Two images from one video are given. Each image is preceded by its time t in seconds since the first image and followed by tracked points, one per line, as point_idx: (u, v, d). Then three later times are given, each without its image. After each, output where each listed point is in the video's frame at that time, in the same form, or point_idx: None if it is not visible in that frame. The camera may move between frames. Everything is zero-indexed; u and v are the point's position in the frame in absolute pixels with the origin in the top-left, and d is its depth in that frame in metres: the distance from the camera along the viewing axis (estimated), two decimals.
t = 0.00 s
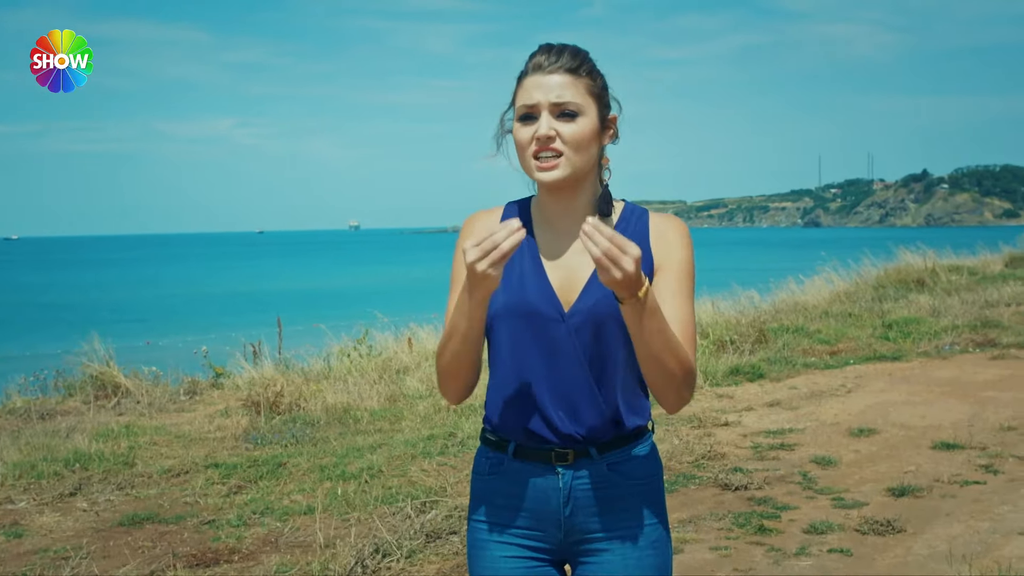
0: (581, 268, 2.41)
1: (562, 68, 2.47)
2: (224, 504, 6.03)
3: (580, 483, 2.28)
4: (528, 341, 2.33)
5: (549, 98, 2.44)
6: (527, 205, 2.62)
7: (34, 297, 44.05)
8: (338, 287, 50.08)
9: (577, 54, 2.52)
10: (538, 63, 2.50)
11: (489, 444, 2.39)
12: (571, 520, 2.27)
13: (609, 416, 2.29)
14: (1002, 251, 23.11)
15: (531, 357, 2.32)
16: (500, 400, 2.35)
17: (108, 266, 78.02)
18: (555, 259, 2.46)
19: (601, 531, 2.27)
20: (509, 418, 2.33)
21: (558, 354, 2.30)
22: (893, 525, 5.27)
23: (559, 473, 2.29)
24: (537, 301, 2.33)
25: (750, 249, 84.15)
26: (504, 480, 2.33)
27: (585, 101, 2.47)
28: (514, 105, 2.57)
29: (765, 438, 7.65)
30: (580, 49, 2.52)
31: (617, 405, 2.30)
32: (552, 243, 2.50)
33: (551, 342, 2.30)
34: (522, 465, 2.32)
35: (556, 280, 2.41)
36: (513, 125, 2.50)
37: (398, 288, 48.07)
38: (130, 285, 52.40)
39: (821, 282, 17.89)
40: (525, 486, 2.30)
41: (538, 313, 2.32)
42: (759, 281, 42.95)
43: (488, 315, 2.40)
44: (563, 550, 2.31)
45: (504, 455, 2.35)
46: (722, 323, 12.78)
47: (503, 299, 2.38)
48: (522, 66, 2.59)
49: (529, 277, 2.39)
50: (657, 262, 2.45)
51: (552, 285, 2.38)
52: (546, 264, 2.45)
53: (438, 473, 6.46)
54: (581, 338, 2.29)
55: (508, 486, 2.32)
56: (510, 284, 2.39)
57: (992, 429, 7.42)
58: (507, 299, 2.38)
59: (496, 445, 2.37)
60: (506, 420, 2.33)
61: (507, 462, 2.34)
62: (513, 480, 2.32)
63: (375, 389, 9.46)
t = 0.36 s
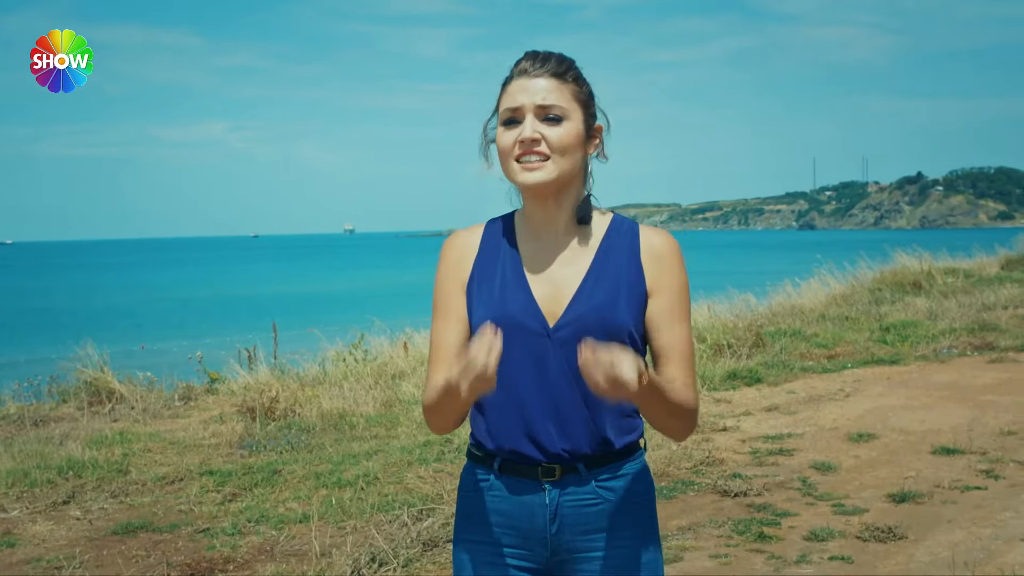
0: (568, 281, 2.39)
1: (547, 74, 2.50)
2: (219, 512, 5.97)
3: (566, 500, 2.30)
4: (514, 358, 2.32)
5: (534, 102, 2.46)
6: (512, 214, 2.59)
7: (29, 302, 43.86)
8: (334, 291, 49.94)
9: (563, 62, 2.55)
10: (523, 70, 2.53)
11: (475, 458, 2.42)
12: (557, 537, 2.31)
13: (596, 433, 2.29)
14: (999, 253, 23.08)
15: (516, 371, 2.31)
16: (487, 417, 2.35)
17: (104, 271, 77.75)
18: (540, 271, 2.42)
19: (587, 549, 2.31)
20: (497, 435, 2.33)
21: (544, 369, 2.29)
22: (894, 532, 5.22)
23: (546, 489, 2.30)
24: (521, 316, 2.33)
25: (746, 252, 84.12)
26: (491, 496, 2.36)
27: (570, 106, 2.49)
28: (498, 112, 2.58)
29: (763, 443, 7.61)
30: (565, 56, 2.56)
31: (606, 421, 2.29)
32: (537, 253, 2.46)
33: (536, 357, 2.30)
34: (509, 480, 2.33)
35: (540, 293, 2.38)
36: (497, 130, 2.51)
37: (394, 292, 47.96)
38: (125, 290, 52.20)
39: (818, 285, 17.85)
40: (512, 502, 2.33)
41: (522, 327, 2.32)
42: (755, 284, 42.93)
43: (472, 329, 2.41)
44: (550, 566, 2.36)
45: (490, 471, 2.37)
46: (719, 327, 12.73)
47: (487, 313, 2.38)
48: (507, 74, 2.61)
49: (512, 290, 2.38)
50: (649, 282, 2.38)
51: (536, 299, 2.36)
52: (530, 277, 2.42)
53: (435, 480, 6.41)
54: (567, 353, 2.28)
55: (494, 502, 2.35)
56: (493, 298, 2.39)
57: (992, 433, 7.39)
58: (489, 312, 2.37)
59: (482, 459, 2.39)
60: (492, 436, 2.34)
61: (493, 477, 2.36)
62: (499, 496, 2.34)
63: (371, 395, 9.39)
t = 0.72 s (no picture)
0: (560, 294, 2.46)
1: (537, 91, 2.47)
2: (216, 520, 5.94)
3: (558, 515, 2.30)
4: (507, 373, 2.33)
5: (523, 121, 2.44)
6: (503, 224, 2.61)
7: (27, 308, 43.77)
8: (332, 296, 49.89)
9: (557, 77, 2.52)
10: (514, 83, 2.50)
11: (464, 473, 2.39)
12: (550, 551, 2.31)
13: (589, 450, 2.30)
14: (998, 255, 23.04)
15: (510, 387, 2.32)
16: (479, 435, 2.33)
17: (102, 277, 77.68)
18: (535, 287, 2.48)
19: (578, 561, 2.32)
20: (488, 453, 2.31)
21: (539, 386, 2.30)
22: (896, 539, 5.19)
23: (538, 504, 2.30)
24: (515, 331, 2.35)
25: (745, 256, 84.10)
26: (481, 510, 2.34)
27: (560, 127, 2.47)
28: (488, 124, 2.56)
29: (763, 448, 7.57)
30: (560, 70, 2.51)
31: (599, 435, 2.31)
32: (527, 267, 2.51)
33: (531, 374, 2.31)
34: (500, 494, 2.32)
35: (534, 308, 2.44)
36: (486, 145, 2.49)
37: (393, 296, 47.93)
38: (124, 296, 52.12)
39: (816, 289, 17.83)
40: (504, 517, 2.31)
41: (516, 342, 2.34)
42: (754, 287, 42.92)
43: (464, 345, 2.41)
44: None
45: (479, 485, 2.35)
46: (718, 331, 12.70)
47: (481, 328, 2.39)
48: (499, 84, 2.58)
49: (506, 304, 2.40)
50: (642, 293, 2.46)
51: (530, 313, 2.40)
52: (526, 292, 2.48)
53: (434, 486, 6.37)
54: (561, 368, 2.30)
55: (484, 517, 2.33)
56: (486, 314, 2.40)
57: (992, 438, 7.36)
58: (483, 328, 2.38)
59: (471, 473, 2.38)
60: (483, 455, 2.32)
61: (483, 491, 2.34)
62: (489, 512, 2.33)
63: (369, 401, 9.35)
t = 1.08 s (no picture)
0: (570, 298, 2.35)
1: (535, 86, 2.44)
2: (221, 522, 5.92)
3: (558, 523, 2.27)
4: (510, 377, 2.30)
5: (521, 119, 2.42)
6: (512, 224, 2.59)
7: (36, 309, 43.90)
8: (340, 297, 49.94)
9: (557, 69, 2.47)
10: (512, 80, 2.47)
11: (466, 478, 2.38)
12: (549, 559, 2.30)
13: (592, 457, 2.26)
14: (1007, 255, 22.91)
15: (512, 390, 2.30)
16: (481, 439, 2.32)
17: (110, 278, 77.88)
18: (539, 287, 2.40)
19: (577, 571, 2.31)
20: (489, 457, 2.30)
21: (542, 391, 2.27)
22: (905, 541, 5.14)
23: (537, 513, 2.28)
24: (519, 333, 2.31)
25: (752, 255, 83.85)
26: (480, 516, 2.33)
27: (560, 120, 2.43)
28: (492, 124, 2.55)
29: (772, 450, 7.53)
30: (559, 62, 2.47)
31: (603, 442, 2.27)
32: (533, 264, 2.46)
33: (535, 378, 2.28)
34: (500, 500, 2.31)
35: (539, 309, 2.36)
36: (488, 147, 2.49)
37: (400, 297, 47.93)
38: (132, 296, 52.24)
39: (825, 289, 17.75)
40: (502, 524, 2.30)
41: (520, 344, 2.30)
42: (761, 288, 42.80)
43: (469, 345, 2.39)
44: None
45: (480, 490, 2.34)
46: (726, 331, 12.65)
47: (486, 329, 2.36)
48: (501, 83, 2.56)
49: (512, 305, 2.36)
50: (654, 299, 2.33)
51: (535, 314, 2.34)
52: (528, 291, 2.40)
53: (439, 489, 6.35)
54: (566, 371, 2.26)
55: (484, 523, 2.32)
56: (491, 314, 2.37)
57: (1003, 440, 7.29)
58: (486, 328, 2.36)
59: (472, 478, 2.36)
60: (484, 458, 2.31)
61: (483, 497, 2.33)
62: (488, 517, 2.32)
63: (375, 402, 9.33)
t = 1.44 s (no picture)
0: (580, 294, 2.31)
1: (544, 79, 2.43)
2: (232, 525, 5.92)
3: (577, 531, 2.23)
4: (523, 379, 2.27)
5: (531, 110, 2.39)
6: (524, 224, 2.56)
7: (53, 310, 44.24)
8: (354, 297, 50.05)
9: (563, 63, 2.47)
10: (520, 75, 2.47)
11: (486, 482, 2.37)
12: (567, 567, 2.26)
13: (609, 458, 2.21)
14: None
15: (524, 392, 2.27)
16: (497, 442, 2.30)
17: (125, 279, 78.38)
18: (550, 287, 2.36)
19: None
20: (505, 460, 2.28)
21: (554, 391, 2.23)
22: (920, 544, 5.08)
23: (555, 520, 2.25)
24: (529, 333, 2.28)
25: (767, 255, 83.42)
26: (499, 521, 2.31)
27: (570, 110, 2.41)
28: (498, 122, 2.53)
29: (786, 451, 7.46)
30: (565, 57, 2.47)
31: (618, 443, 2.22)
32: (544, 261, 2.43)
33: (547, 379, 2.24)
34: (519, 506, 2.28)
35: (550, 311, 2.32)
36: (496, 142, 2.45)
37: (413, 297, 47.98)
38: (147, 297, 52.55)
39: (840, 288, 17.64)
40: (521, 530, 2.27)
41: (530, 344, 2.27)
42: (775, 288, 42.61)
43: (483, 347, 2.37)
44: None
45: (499, 495, 2.32)
46: (739, 331, 12.58)
47: (497, 331, 2.34)
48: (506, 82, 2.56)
49: (522, 306, 2.33)
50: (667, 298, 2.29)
51: (545, 315, 2.30)
52: (539, 291, 2.36)
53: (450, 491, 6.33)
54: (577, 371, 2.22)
55: (501, 527, 2.31)
56: (501, 315, 2.34)
57: (1021, 441, 7.20)
58: (497, 329, 2.33)
59: (492, 482, 2.35)
60: (500, 461, 2.29)
61: (502, 502, 2.31)
62: (506, 522, 2.30)
63: (387, 403, 9.33)
